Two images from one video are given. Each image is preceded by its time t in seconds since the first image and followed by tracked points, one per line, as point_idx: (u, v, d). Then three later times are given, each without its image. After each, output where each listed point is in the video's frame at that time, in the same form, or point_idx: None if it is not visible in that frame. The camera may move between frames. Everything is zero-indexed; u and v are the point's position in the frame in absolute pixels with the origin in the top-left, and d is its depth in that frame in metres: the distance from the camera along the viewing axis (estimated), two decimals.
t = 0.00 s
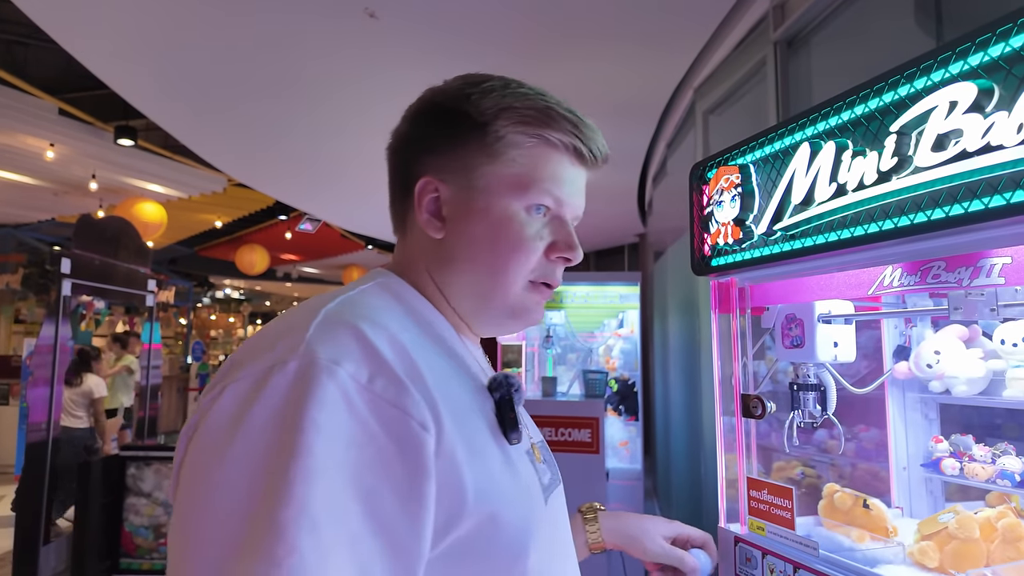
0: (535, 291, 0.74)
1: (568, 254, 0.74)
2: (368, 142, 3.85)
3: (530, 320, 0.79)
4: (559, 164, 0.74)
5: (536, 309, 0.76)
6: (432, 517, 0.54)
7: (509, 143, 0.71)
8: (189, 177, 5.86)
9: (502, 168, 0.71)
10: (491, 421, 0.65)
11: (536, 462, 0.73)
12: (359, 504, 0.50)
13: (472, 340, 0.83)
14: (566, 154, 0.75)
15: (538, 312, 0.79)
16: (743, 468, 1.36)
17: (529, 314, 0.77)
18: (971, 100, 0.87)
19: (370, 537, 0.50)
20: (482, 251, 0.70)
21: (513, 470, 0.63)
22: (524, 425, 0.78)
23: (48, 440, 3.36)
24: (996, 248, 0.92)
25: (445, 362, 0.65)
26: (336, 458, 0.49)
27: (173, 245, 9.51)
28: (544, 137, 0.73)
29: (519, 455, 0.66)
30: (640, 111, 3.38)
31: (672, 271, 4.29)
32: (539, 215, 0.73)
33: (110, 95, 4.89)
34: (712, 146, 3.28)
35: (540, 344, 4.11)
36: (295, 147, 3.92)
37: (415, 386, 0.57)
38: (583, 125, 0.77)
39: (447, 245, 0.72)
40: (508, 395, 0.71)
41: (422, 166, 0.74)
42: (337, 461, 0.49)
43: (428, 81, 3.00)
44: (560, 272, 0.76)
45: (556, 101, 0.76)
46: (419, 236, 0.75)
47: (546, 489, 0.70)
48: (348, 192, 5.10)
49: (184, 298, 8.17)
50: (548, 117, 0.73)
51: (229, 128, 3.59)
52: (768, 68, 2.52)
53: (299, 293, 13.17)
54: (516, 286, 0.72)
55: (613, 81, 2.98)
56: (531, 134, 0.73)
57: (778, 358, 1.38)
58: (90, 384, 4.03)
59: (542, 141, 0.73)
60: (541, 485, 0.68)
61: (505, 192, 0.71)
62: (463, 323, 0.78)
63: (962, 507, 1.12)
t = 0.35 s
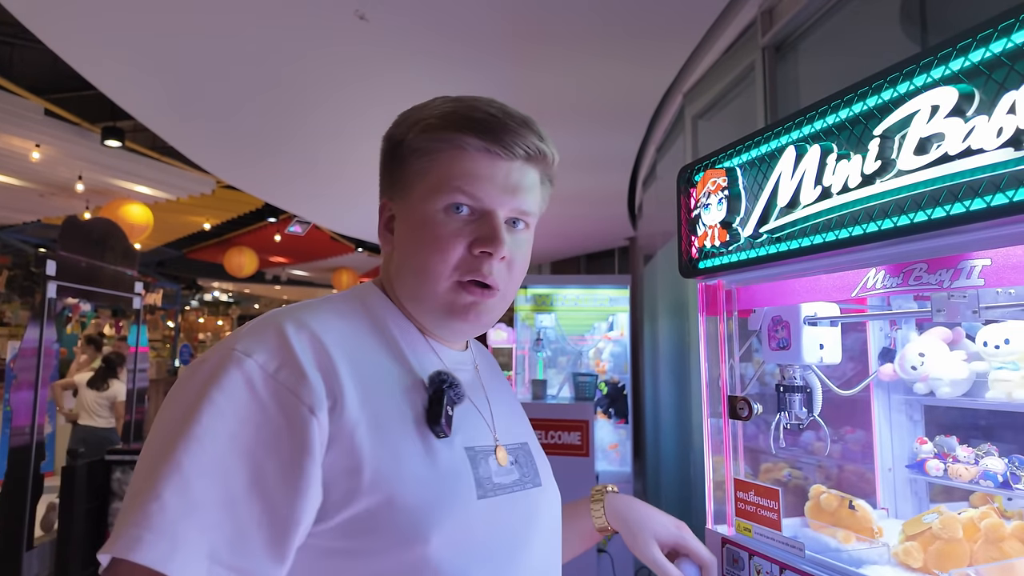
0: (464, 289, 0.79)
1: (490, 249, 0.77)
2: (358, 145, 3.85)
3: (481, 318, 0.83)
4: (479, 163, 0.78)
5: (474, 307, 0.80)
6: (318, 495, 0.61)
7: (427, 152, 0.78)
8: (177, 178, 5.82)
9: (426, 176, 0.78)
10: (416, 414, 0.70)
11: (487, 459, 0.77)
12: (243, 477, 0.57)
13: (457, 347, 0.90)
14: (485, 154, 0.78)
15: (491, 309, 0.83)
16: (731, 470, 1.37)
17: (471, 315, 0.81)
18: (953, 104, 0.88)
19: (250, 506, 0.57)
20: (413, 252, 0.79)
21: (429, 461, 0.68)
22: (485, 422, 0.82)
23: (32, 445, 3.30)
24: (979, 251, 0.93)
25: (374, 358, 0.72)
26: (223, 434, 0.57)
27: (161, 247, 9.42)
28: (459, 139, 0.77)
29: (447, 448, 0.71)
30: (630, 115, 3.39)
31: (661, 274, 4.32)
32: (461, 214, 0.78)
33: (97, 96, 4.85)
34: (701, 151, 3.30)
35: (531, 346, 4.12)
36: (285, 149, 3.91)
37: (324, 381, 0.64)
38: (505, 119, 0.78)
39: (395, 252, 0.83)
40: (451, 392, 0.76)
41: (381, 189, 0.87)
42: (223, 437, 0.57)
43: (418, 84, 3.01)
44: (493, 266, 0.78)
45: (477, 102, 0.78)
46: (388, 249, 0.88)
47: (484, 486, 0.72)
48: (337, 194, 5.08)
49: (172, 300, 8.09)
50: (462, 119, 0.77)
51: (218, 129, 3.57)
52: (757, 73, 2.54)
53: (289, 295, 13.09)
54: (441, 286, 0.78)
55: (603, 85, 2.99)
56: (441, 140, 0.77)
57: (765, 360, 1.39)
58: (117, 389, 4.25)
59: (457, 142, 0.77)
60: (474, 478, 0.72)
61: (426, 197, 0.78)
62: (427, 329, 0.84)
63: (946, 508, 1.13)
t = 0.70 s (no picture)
0: (455, 302, 0.82)
1: (476, 263, 0.80)
2: (352, 148, 3.84)
3: (478, 333, 0.86)
4: (468, 185, 0.82)
5: (467, 321, 0.83)
6: (270, 478, 0.70)
7: (422, 178, 0.84)
8: (170, 180, 5.79)
9: (421, 200, 0.84)
10: (379, 415, 0.76)
11: (457, 464, 0.79)
12: (208, 455, 0.68)
13: (464, 361, 0.92)
14: (472, 176, 0.82)
15: (486, 324, 0.85)
16: (731, 474, 1.36)
17: (464, 329, 0.83)
18: (954, 112, 0.89)
19: (211, 480, 0.68)
20: (410, 269, 0.84)
21: (383, 458, 0.73)
22: (466, 431, 0.84)
23: (21, 449, 3.26)
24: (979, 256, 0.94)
25: (354, 362, 0.79)
26: (197, 419, 0.69)
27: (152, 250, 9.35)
28: (448, 165, 0.82)
29: (408, 448, 0.76)
30: (624, 119, 3.40)
31: (655, 277, 4.33)
32: (452, 232, 0.83)
33: (88, 97, 4.81)
34: (694, 155, 3.31)
35: (525, 350, 4.13)
36: (278, 151, 3.90)
37: (291, 380, 0.73)
38: (490, 146, 0.83)
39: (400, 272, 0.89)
40: (418, 396, 0.79)
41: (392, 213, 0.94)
42: (198, 421, 0.69)
43: (413, 88, 3.01)
44: (482, 280, 0.81)
45: (466, 132, 0.84)
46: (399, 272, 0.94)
47: (442, 489, 0.75)
48: (330, 197, 5.06)
49: (163, 303, 8.02)
50: (450, 147, 0.82)
51: (211, 132, 3.56)
52: (751, 78, 2.55)
53: (281, 298, 13.00)
54: (433, 299, 0.82)
55: (597, 89, 3.01)
56: (433, 167, 0.83)
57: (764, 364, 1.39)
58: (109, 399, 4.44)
59: (447, 167, 0.82)
60: (433, 480, 0.75)
61: (421, 218, 0.84)
62: (427, 342, 0.88)
63: (943, 512, 1.14)
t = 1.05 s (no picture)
0: (442, 310, 0.82)
1: (466, 274, 0.81)
2: (349, 150, 3.84)
3: (455, 334, 0.86)
4: (451, 199, 0.81)
5: (451, 327, 0.84)
6: (237, 469, 0.70)
7: (402, 191, 0.81)
8: (166, 182, 5.77)
9: (403, 209, 0.82)
10: (340, 403, 0.76)
11: (420, 448, 0.79)
12: (178, 449, 0.69)
13: (429, 354, 0.90)
14: (455, 191, 0.81)
15: (463, 327, 0.86)
16: (730, 476, 1.37)
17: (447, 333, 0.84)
18: (953, 113, 0.89)
19: (182, 472, 0.69)
20: (392, 279, 0.82)
21: (345, 444, 0.73)
22: (432, 417, 0.84)
23: (17, 452, 3.25)
24: (976, 257, 0.94)
25: (318, 357, 0.79)
26: (167, 416, 0.70)
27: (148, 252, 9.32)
28: (429, 179, 0.81)
29: (371, 434, 0.76)
30: (621, 122, 3.41)
31: (652, 279, 4.33)
32: (437, 243, 0.81)
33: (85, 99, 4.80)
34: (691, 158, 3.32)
35: (523, 352, 4.14)
36: (276, 153, 3.90)
37: (254, 375, 0.73)
38: (473, 162, 0.82)
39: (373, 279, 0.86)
40: (378, 384, 0.79)
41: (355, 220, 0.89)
42: (169, 419, 0.70)
43: (410, 91, 3.01)
44: (469, 289, 0.82)
45: (447, 146, 0.82)
46: (364, 273, 0.90)
47: (403, 471, 0.75)
48: (328, 199, 5.05)
49: (159, 305, 8.00)
50: (432, 162, 0.81)
51: (208, 134, 3.56)
52: (747, 81, 2.56)
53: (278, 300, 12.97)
54: (420, 306, 0.81)
55: (595, 92, 3.02)
56: (417, 180, 0.81)
57: (762, 365, 1.39)
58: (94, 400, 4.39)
59: (430, 182, 0.81)
60: (395, 463, 0.75)
61: (402, 230, 0.81)
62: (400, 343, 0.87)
63: (941, 513, 1.15)
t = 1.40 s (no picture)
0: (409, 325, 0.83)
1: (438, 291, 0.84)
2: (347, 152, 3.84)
3: (405, 346, 0.86)
4: (422, 223, 0.82)
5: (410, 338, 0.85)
6: (148, 471, 0.68)
7: (381, 212, 0.79)
8: (165, 184, 5.76)
9: (386, 228, 0.79)
10: (249, 401, 0.73)
11: (334, 443, 0.75)
12: (90, 454, 0.67)
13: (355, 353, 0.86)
14: (432, 217, 0.83)
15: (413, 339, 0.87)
16: (730, 478, 1.37)
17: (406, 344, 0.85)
18: (953, 116, 0.90)
19: (93, 476, 0.67)
20: (363, 296, 0.78)
21: (250, 443, 0.70)
22: (350, 412, 0.80)
23: (14, 453, 3.31)
24: (977, 260, 0.94)
25: (231, 361, 0.76)
26: (79, 422, 0.68)
27: (146, 254, 9.30)
28: (415, 206, 0.81)
29: (280, 432, 0.72)
30: (620, 124, 3.41)
31: (651, 281, 4.33)
32: (415, 263, 0.81)
33: (83, 100, 4.79)
34: (689, 160, 3.32)
35: (522, 354, 4.13)
36: (273, 155, 3.89)
37: (165, 380, 0.71)
38: (439, 189, 0.84)
39: (333, 293, 0.79)
40: (288, 382, 0.75)
41: (312, 228, 0.79)
42: (82, 425, 0.68)
43: (408, 93, 3.01)
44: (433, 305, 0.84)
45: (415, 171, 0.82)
46: (311, 283, 0.81)
47: (314, 467, 0.72)
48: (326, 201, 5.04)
49: (157, 307, 7.98)
50: (407, 187, 0.80)
51: (206, 135, 3.55)
52: (746, 83, 2.56)
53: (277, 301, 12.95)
54: (395, 322, 0.80)
55: (593, 93, 3.02)
56: (404, 205, 0.80)
57: (761, 367, 1.39)
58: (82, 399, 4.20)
59: (406, 206, 0.80)
60: (304, 458, 0.72)
61: (377, 249, 0.78)
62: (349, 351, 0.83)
63: (940, 515, 1.15)
